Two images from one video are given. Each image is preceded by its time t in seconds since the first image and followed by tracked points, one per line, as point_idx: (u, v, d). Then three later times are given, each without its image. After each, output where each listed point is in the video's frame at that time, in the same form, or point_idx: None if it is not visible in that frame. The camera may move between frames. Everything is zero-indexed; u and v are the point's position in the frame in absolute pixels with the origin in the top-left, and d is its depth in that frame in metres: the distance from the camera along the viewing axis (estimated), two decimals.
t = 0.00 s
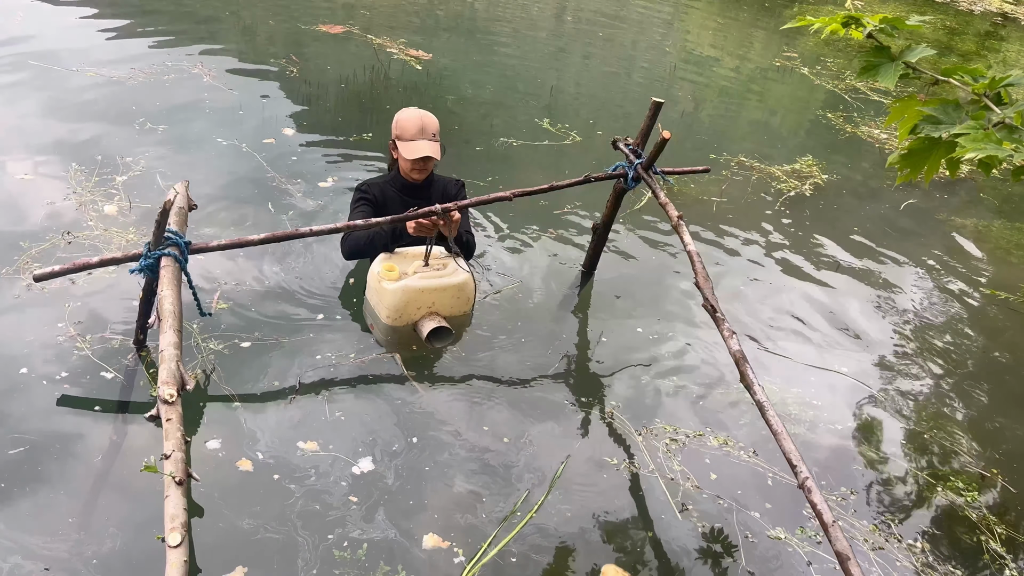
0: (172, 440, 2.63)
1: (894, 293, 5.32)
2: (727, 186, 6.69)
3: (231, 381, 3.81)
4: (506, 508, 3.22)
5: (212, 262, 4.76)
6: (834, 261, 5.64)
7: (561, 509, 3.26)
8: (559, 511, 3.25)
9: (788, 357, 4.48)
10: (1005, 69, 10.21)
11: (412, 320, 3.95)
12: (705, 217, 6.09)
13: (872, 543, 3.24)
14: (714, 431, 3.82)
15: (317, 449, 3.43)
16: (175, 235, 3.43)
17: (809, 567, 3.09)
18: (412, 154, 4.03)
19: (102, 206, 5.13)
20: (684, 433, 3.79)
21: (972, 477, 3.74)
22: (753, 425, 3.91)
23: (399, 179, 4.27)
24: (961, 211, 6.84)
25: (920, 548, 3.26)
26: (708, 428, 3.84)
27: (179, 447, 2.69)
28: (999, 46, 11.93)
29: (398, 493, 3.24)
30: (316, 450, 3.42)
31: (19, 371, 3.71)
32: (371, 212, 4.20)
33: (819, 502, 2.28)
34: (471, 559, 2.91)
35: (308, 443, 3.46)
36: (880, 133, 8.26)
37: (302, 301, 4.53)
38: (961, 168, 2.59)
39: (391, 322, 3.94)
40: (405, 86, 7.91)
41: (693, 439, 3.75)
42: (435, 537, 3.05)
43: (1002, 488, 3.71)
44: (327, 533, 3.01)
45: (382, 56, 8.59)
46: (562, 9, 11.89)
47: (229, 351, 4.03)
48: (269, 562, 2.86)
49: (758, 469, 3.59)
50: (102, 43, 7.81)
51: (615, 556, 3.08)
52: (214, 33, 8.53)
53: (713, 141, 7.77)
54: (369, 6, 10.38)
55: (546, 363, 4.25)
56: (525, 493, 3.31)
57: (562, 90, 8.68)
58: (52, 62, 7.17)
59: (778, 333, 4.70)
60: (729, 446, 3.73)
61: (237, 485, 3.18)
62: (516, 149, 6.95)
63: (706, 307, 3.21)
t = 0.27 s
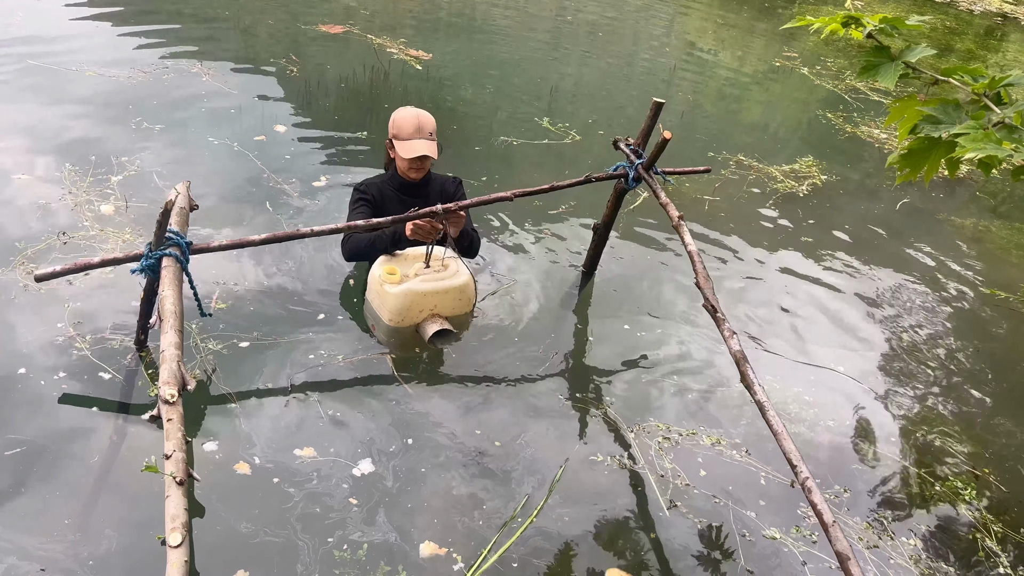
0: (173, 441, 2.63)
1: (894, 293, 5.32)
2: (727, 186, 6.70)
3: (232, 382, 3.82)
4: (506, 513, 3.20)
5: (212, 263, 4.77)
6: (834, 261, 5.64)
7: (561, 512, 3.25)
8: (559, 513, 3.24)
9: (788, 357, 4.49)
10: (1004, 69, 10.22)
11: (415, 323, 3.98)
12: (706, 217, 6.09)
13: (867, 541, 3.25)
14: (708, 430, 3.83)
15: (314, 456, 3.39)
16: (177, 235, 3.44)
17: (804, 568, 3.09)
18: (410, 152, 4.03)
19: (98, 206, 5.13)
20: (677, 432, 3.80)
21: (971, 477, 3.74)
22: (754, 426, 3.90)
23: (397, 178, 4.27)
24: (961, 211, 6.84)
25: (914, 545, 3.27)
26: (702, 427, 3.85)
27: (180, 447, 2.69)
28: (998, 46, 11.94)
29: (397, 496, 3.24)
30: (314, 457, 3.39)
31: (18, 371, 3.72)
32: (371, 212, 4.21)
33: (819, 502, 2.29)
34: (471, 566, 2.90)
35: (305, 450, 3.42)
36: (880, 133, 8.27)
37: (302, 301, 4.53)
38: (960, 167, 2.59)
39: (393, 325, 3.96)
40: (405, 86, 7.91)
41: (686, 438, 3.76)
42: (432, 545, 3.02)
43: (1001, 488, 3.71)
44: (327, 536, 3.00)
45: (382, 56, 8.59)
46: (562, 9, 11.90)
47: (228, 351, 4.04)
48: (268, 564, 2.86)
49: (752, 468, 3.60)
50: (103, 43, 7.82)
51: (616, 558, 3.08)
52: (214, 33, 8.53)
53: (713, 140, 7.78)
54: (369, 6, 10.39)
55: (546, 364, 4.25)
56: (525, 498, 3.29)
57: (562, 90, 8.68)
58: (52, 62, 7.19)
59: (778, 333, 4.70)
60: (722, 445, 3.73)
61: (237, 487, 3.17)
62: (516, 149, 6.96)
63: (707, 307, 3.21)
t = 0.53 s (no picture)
0: (171, 440, 2.63)
1: (894, 293, 5.31)
2: (728, 186, 6.69)
3: (233, 382, 3.81)
4: (506, 518, 3.17)
5: (211, 263, 4.76)
6: (835, 261, 5.63)
7: (561, 515, 3.24)
8: (559, 515, 3.23)
9: (789, 357, 4.48)
10: (1005, 69, 10.21)
11: (418, 323, 3.98)
12: (706, 217, 6.08)
13: (862, 539, 3.25)
14: (701, 430, 3.81)
15: (311, 463, 3.35)
16: (173, 235, 3.44)
17: (798, 568, 3.08)
18: (409, 150, 4.02)
19: (95, 206, 5.13)
20: (669, 430, 3.80)
21: (971, 477, 3.73)
22: (756, 427, 3.89)
23: (397, 177, 4.26)
24: (961, 210, 6.83)
25: (908, 543, 3.28)
26: (694, 426, 3.84)
27: (179, 447, 2.69)
28: (998, 46, 11.93)
29: (397, 498, 3.22)
30: (311, 463, 3.35)
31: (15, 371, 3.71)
32: (371, 212, 4.21)
33: (819, 503, 2.28)
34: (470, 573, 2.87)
35: (301, 457, 3.38)
36: (880, 133, 8.26)
37: (302, 302, 4.53)
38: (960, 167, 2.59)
39: (396, 325, 3.96)
40: (405, 86, 7.91)
41: (678, 436, 3.75)
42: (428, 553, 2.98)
43: (1001, 488, 3.71)
44: (326, 540, 2.99)
45: (382, 56, 8.59)
46: (562, 9, 11.89)
47: (226, 351, 4.03)
48: (266, 567, 2.85)
49: (744, 467, 3.59)
50: (103, 42, 7.83)
51: (616, 561, 3.06)
52: (213, 33, 8.53)
53: (713, 140, 7.77)
54: (369, 6, 10.38)
55: (546, 364, 4.24)
56: (524, 504, 3.25)
57: (562, 89, 8.68)
58: (52, 62, 7.19)
59: (779, 334, 4.69)
60: (715, 444, 3.72)
61: (236, 490, 3.16)
62: (516, 149, 6.95)
63: (706, 307, 3.20)
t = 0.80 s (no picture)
0: (174, 441, 2.63)
1: (893, 293, 5.33)
2: (727, 186, 6.70)
3: (234, 382, 3.84)
4: (506, 523, 3.17)
5: (210, 264, 4.77)
6: (834, 262, 5.65)
7: (561, 517, 3.25)
8: (559, 517, 3.24)
9: (788, 357, 4.49)
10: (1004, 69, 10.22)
11: (420, 326, 3.99)
12: (706, 218, 6.09)
13: (858, 538, 3.27)
14: (693, 431, 3.82)
15: (308, 468, 3.33)
16: (180, 236, 3.44)
17: (794, 567, 3.10)
18: (409, 149, 4.03)
19: (91, 206, 5.13)
20: (662, 430, 3.81)
21: (969, 476, 3.75)
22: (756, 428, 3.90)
23: (396, 177, 4.27)
24: (960, 210, 6.85)
25: (900, 541, 3.31)
26: (686, 427, 3.85)
27: (183, 447, 2.70)
28: (997, 46, 11.95)
29: (397, 501, 3.23)
30: (308, 469, 3.33)
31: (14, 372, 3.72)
32: (371, 212, 4.21)
33: (820, 503, 2.29)
34: None
35: (298, 463, 3.36)
36: (879, 133, 8.27)
37: (302, 303, 4.54)
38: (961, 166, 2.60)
39: (398, 331, 3.97)
40: (404, 85, 7.91)
41: (670, 436, 3.77)
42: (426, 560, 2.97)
43: (999, 488, 3.73)
44: (327, 543, 2.99)
45: (382, 56, 8.59)
46: (562, 9, 11.90)
47: (225, 351, 4.05)
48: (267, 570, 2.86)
49: (737, 467, 3.61)
50: (102, 42, 7.84)
51: (616, 563, 3.07)
52: (213, 33, 8.53)
53: (712, 140, 7.78)
54: (369, 6, 10.38)
55: (546, 365, 4.25)
56: (523, 509, 3.25)
57: (561, 89, 8.69)
58: (52, 62, 7.20)
59: (778, 334, 4.71)
60: (707, 444, 3.74)
61: (237, 493, 3.17)
62: (515, 149, 6.96)
63: (708, 307, 3.21)
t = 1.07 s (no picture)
0: (168, 441, 2.62)
1: (894, 293, 5.30)
2: (729, 186, 6.68)
3: (232, 382, 3.82)
4: (507, 528, 3.13)
5: (209, 264, 4.76)
6: (836, 262, 5.62)
7: (563, 520, 3.22)
8: (561, 520, 3.21)
9: (789, 358, 4.47)
10: (1005, 68, 10.20)
11: (424, 324, 4.01)
12: (707, 218, 6.07)
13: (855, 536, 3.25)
14: (685, 430, 3.80)
15: (305, 473, 3.29)
16: (170, 235, 3.43)
17: (789, 567, 3.07)
18: (412, 149, 4.01)
19: (88, 206, 5.11)
20: (655, 429, 3.79)
21: (972, 477, 3.73)
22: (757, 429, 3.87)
23: (398, 177, 4.25)
24: (962, 210, 6.82)
25: (892, 539, 3.28)
26: (679, 425, 3.83)
27: (176, 447, 2.68)
28: (998, 46, 11.93)
29: (398, 503, 3.20)
30: (305, 474, 3.29)
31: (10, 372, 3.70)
32: (373, 212, 4.19)
33: (819, 503, 2.26)
34: None
35: (295, 468, 3.31)
36: (880, 132, 8.25)
37: (301, 303, 4.52)
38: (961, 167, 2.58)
39: (403, 328, 3.97)
40: (405, 85, 7.90)
41: (663, 434, 3.75)
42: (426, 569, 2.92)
43: (1003, 489, 3.70)
44: (327, 546, 2.97)
45: (382, 56, 8.59)
46: (562, 9, 11.89)
47: (224, 351, 4.03)
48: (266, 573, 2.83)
49: (730, 467, 3.58)
50: (103, 42, 7.84)
51: (619, 566, 3.04)
52: (213, 33, 8.53)
53: (713, 140, 7.76)
54: (368, 6, 10.37)
55: (547, 366, 4.23)
56: (525, 513, 3.21)
57: (562, 89, 8.67)
58: (52, 62, 7.20)
59: (780, 334, 4.68)
60: (699, 442, 3.71)
61: (236, 495, 3.14)
62: (516, 149, 6.94)
63: (704, 306, 3.19)
